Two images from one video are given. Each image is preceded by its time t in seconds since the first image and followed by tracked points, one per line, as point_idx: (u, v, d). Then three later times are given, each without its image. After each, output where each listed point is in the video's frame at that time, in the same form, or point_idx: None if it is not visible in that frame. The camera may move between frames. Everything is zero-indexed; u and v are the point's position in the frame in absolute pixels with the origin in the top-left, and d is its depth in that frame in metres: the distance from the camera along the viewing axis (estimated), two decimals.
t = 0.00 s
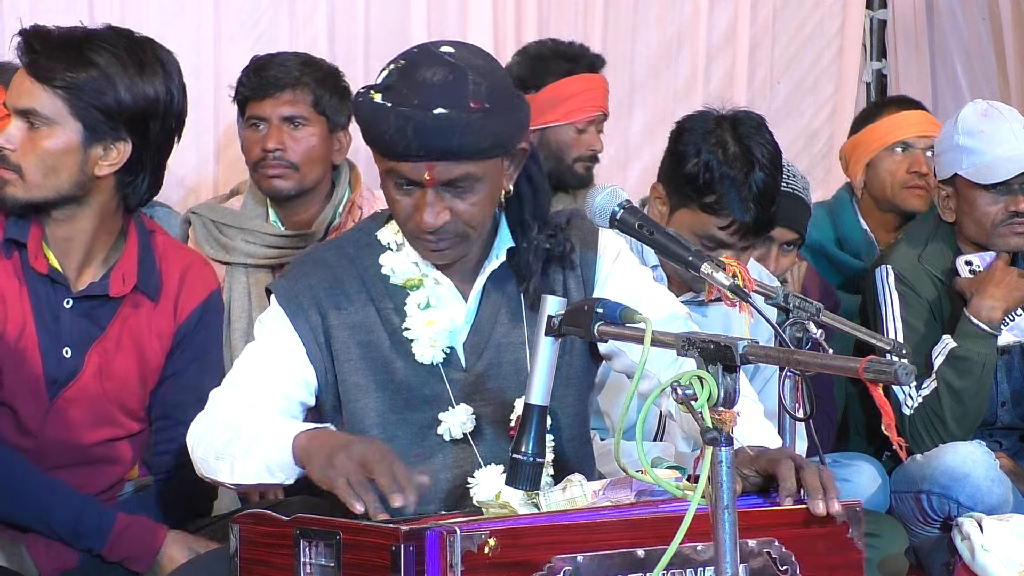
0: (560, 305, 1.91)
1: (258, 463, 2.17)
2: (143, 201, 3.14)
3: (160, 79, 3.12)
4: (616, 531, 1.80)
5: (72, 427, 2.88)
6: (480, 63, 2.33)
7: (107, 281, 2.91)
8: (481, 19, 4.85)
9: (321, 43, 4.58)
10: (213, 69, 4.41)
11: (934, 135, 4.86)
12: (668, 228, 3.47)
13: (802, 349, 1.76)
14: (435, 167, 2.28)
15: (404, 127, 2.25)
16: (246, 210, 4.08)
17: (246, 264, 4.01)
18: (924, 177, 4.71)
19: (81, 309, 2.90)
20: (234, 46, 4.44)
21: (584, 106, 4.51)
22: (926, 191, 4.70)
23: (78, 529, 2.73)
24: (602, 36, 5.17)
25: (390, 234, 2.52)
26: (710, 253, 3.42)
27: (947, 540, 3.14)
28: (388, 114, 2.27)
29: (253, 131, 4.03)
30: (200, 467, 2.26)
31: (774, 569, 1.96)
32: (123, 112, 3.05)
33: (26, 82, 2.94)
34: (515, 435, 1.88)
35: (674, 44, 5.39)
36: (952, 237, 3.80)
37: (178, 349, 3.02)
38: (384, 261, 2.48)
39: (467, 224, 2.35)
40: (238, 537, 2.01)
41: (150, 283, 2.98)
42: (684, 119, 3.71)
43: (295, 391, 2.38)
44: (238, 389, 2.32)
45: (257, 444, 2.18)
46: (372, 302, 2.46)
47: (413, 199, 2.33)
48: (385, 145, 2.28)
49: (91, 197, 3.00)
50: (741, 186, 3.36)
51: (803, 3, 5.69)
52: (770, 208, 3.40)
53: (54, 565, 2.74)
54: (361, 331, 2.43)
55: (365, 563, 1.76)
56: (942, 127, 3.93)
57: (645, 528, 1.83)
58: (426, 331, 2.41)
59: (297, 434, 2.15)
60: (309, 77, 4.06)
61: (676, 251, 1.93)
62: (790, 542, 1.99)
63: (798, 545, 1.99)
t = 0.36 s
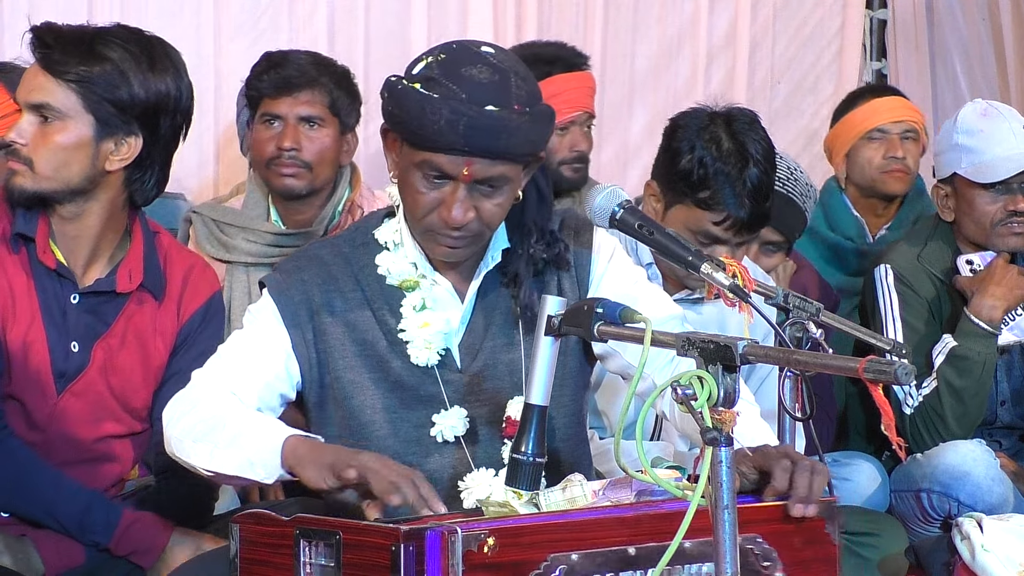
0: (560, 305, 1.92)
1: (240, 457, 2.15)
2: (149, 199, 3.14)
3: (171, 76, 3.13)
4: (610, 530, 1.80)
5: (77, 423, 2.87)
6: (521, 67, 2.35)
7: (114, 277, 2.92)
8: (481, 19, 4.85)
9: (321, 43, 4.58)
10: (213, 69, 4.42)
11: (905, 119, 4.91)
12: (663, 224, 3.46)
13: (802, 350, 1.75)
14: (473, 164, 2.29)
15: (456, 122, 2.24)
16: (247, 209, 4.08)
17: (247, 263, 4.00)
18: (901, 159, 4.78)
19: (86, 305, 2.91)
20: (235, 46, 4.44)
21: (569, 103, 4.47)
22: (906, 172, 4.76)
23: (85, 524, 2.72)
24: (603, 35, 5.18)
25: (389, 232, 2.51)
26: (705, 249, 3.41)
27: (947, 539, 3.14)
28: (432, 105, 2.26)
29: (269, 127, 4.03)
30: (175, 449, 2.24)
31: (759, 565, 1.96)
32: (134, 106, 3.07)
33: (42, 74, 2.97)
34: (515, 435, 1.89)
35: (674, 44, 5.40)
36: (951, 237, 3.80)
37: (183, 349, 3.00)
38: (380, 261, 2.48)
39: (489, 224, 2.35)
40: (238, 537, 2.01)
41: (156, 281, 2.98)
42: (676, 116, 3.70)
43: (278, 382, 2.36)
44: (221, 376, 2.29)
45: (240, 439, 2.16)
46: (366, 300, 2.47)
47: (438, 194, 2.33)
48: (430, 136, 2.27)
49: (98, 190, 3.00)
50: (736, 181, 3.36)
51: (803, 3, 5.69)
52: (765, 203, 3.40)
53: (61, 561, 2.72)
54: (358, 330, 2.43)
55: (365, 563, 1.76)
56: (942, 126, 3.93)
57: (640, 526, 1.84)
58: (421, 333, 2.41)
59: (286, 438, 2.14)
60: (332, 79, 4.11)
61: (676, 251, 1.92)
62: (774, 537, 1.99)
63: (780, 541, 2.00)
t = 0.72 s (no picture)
0: (560, 304, 1.91)
1: (266, 461, 2.14)
2: (150, 196, 3.13)
3: (176, 74, 3.14)
4: (611, 528, 1.81)
5: (78, 420, 2.86)
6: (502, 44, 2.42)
7: (116, 274, 2.92)
8: (481, 19, 4.85)
9: (320, 42, 4.58)
10: (212, 69, 4.42)
11: (859, 111, 4.94)
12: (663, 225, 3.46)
13: (803, 350, 1.75)
14: (487, 137, 2.32)
15: (466, 94, 2.29)
16: (247, 209, 4.08)
17: (246, 262, 3.99)
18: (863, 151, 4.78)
19: (88, 301, 2.90)
20: (234, 46, 4.44)
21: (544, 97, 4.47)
22: (868, 165, 4.75)
23: (86, 519, 2.72)
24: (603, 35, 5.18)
25: (395, 228, 2.52)
26: (705, 250, 3.41)
27: (948, 539, 3.14)
28: (438, 87, 2.30)
29: (276, 127, 4.01)
30: (198, 466, 2.23)
31: (760, 566, 1.95)
32: (141, 102, 3.07)
33: (53, 68, 2.96)
34: (515, 434, 1.88)
35: (674, 44, 5.40)
36: (952, 237, 3.80)
37: (183, 344, 3.01)
38: (387, 256, 2.49)
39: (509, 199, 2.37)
40: (238, 538, 2.01)
41: (156, 279, 2.98)
42: (676, 117, 3.71)
43: (292, 387, 2.37)
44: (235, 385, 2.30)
45: (263, 445, 2.15)
46: (372, 296, 2.46)
47: (457, 175, 2.34)
48: (440, 115, 2.29)
49: (105, 186, 3.00)
50: (736, 183, 3.36)
51: (803, 4, 5.69)
52: (765, 204, 3.40)
53: (65, 560, 2.74)
54: (361, 328, 2.42)
55: (365, 563, 1.76)
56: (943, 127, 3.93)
57: (642, 525, 1.84)
58: (426, 328, 2.41)
59: (306, 435, 2.12)
60: (341, 80, 4.13)
61: (675, 250, 1.92)
62: (775, 537, 1.99)
63: (781, 541, 2.00)
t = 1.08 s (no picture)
0: (560, 304, 1.90)
1: (282, 489, 2.18)
2: (152, 198, 3.13)
3: (178, 75, 3.14)
4: (613, 532, 1.79)
5: (80, 420, 2.86)
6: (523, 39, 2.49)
7: (117, 274, 2.92)
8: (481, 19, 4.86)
9: (321, 42, 4.58)
10: (211, 69, 4.42)
11: (838, 121, 4.86)
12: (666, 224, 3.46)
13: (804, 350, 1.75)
14: (526, 126, 2.36)
15: (511, 82, 2.34)
16: (247, 208, 4.07)
17: (244, 259, 3.98)
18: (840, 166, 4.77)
19: (90, 302, 2.89)
20: (234, 47, 4.44)
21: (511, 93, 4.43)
22: (846, 178, 4.75)
23: (83, 515, 2.71)
24: (603, 34, 5.17)
25: (414, 224, 2.52)
26: (711, 247, 3.41)
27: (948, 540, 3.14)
28: (481, 74, 2.35)
29: (284, 127, 4.03)
30: (223, 481, 2.28)
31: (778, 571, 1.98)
32: (144, 103, 3.06)
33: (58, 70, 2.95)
34: (515, 434, 1.88)
35: (675, 44, 5.41)
36: (954, 238, 3.81)
37: (182, 345, 3.01)
38: (403, 251, 2.50)
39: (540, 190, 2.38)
40: (238, 538, 2.01)
41: (157, 280, 2.98)
42: (675, 116, 3.69)
43: (311, 394, 2.39)
44: (258, 400, 2.34)
45: (280, 468, 2.19)
46: (387, 290, 2.47)
47: (491, 164, 2.37)
48: (487, 101, 2.33)
49: (107, 187, 3.00)
50: (739, 177, 3.37)
51: (803, 4, 5.69)
52: (768, 198, 3.41)
53: (64, 560, 2.71)
54: (373, 324, 2.43)
55: (365, 563, 1.76)
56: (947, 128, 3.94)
57: (642, 529, 1.82)
58: (441, 322, 2.43)
59: (321, 465, 2.14)
60: (339, 74, 4.15)
61: (675, 250, 1.92)
62: (791, 542, 2.00)
63: (799, 545, 2.00)
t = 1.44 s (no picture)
0: (560, 304, 1.91)
1: (294, 488, 2.17)
2: (142, 196, 3.13)
3: (165, 74, 3.13)
4: (615, 532, 1.79)
5: (78, 415, 2.85)
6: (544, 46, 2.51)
7: (113, 270, 2.93)
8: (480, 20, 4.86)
9: (320, 43, 4.59)
10: (211, 69, 4.42)
11: (834, 125, 4.84)
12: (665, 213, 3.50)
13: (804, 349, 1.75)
14: (540, 123, 2.36)
15: (524, 77, 2.34)
16: (246, 209, 4.07)
17: (245, 261, 3.98)
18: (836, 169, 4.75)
19: (87, 298, 2.90)
20: (234, 47, 4.44)
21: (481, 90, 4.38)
22: (842, 181, 4.74)
23: (87, 513, 2.72)
24: (602, 34, 5.18)
25: (428, 219, 2.53)
26: (713, 226, 3.43)
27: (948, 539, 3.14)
28: (497, 70, 2.34)
29: (282, 127, 4.03)
30: (236, 477, 2.29)
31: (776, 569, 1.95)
32: (127, 100, 3.06)
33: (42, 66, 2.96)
34: (515, 434, 1.88)
35: (674, 45, 5.41)
36: (953, 237, 3.81)
37: (181, 343, 3.03)
38: (417, 246, 2.50)
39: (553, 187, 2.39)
40: (238, 538, 2.01)
41: (153, 277, 2.99)
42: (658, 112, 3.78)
43: (324, 389, 2.39)
44: (269, 396, 2.35)
45: (291, 467, 2.18)
46: (400, 283, 2.48)
47: (505, 161, 2.38)
48: (496, 99, 2.34)
49: (92, 183, 2.99)
50: (728, 152, 3.42)
51: (803, 4, 5.69)
52: (764, 171, 3.43)
53: (65, 560, 2.71)
54: (385, 317, 2.44)
55: (365, 563, 1.76)
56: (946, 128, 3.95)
57: (645, 528, 1.82)
58: (453, 316, 2.43)
59: (333, 464, 2.14)
60: (336, 73, 4.14)
61: (675, 250, 1.91)
62: (789, 540, 1.98)
63: (797, 544, 1.99)
